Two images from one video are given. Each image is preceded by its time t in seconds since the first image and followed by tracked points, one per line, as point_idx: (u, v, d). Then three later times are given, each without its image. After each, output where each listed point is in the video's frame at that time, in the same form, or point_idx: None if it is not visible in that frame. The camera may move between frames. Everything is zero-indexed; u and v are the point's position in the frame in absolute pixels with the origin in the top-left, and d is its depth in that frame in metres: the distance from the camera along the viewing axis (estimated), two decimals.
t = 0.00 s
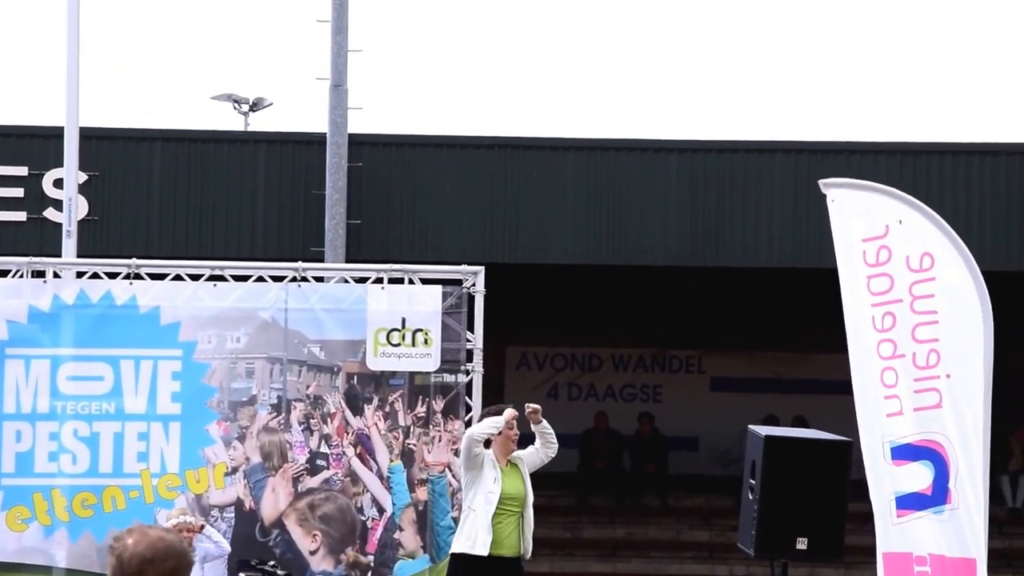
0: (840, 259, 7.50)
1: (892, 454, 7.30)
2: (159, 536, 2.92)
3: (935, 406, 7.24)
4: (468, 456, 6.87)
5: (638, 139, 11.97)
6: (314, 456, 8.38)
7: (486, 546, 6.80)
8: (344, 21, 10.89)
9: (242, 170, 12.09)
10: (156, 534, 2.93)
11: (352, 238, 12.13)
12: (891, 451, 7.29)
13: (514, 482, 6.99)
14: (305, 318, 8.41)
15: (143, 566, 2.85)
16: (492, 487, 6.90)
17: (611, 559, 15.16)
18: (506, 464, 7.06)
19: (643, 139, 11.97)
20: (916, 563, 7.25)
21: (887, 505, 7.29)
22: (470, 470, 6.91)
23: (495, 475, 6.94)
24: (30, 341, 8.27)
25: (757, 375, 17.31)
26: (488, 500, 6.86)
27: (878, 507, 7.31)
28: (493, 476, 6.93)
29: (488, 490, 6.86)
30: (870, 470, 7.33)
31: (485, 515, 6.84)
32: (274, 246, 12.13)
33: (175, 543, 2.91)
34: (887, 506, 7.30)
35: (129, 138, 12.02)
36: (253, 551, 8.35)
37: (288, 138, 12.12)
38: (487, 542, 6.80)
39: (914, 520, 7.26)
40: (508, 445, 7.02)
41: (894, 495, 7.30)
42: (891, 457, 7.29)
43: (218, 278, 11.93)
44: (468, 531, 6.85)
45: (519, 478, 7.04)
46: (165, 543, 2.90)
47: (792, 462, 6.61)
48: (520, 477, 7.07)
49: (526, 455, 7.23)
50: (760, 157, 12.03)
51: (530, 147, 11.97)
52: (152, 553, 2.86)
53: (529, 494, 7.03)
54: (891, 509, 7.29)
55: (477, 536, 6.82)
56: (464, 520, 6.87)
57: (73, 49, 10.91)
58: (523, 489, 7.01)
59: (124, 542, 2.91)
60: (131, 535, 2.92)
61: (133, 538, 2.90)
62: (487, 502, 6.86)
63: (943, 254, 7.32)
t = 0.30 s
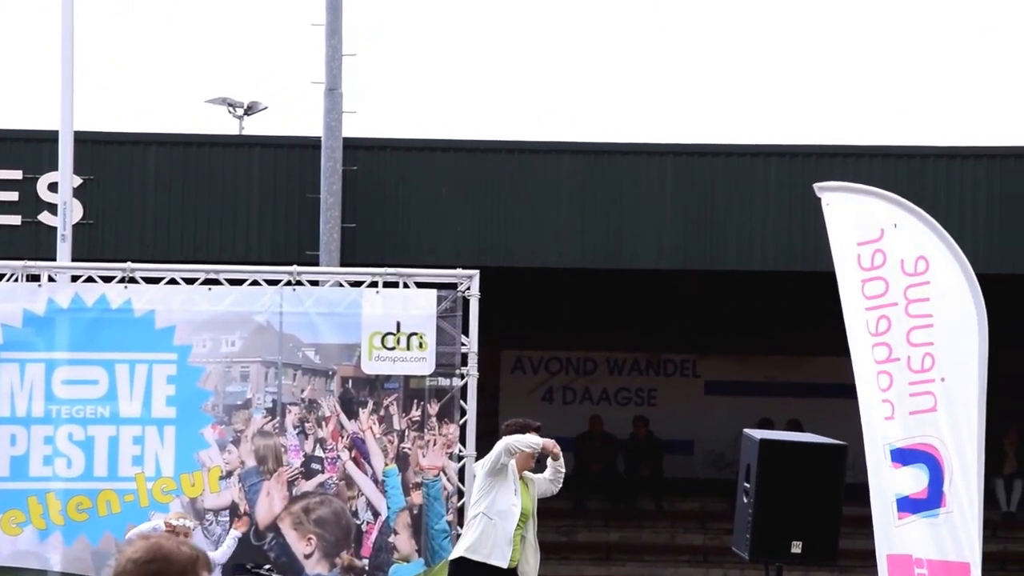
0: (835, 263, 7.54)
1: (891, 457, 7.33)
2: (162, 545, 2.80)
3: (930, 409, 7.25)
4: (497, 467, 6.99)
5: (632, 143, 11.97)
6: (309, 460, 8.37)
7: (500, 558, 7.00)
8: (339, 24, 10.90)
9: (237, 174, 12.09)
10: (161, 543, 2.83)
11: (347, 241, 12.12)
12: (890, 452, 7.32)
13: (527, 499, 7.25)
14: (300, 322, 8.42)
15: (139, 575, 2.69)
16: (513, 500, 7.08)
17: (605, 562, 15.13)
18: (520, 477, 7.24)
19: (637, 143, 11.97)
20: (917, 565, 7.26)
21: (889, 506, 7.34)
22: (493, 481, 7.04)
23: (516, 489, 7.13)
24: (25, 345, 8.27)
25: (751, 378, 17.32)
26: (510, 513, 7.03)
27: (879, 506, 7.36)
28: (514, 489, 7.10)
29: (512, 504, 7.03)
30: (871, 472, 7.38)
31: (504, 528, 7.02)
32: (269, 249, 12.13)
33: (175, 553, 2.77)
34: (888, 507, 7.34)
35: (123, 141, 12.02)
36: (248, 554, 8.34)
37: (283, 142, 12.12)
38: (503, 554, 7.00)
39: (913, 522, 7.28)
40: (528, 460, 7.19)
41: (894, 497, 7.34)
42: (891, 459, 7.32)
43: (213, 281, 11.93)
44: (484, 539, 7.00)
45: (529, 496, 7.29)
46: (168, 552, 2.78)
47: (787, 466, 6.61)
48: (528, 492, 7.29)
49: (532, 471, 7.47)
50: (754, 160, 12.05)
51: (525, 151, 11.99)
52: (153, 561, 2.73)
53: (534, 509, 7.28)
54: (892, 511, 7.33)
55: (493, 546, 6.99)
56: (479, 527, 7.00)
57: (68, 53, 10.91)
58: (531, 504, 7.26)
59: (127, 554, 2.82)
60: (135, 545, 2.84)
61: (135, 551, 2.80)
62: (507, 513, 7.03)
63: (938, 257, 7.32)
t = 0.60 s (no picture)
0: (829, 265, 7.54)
1: (883, 461, 7.35)
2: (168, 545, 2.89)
3: (925, 411, 7.27)
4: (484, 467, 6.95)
5: (627, 145, 11.98)
6: (304, 462, 8.37)
7: (492, 557, 6.99)
8: (334, 26, 10.90)
9: (232, 177, 12.09)
10: (167, 544, 2.91)
11: (342, 243, 12.12)
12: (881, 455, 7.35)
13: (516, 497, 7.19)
14: (295, 324, 8.42)
15: (143, 567, 2.82)
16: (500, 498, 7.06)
17: (600, 564, 15.14)
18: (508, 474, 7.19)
19: (631, 145, 11.98)
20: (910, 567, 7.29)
21: (883, 507, 7.35)
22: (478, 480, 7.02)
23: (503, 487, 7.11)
24: (19, 348, 8.27)
25: (746, 381, 17.31)
26: (498, 512, 7.01)
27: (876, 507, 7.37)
28: (501, 487, 7.09)
29: (499, 502, 7.01)
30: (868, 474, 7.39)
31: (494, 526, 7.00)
32: (264, 252, 12.13)
33: (176, 549, 2.86)
34: (886, 508, 7.35)
35: (118, 143, 12.02)
36: (242, 556, 8.34)
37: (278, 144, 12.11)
38: (494, 552, 7.00)
39: (910, 524, 7.29)
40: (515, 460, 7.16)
41: (891, 499, 7.35)
42: (883, 461, 7.35)
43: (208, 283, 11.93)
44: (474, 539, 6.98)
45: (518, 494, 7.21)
46: (171, 549, 2.87)
47: (781, 468, 6.62)
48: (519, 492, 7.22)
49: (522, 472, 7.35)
50: (748, 162, 12.07)
51: (519, 153, 12.00)
52: (156, 557, 2.84)
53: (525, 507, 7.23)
54: (889, 512, 7.34)
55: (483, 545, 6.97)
56: (468, 528, 6.97)
57: (62, 55, 10.90)
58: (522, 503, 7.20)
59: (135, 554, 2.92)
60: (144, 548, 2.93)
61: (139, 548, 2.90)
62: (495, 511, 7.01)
63: (933, 259, 7.34)
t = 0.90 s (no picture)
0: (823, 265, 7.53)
1: (870, 461, 7.34)
2: (182, 542, 2.83)
3: (919, 411, 7.28)
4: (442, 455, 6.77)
5: (622, 145, 11.99)
6: (299, 462, 8.38)
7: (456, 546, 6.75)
8: (329, 27, 10.90)
9: (227, 177, 12.08)
10: (181, 542, 2.84)
11: (337, 244, 12.11)
12: (868, 457, 7.34)
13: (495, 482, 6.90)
14: (290, 324, 8.43)
15: (161, 570, 2.76)
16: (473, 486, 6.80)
17: (595, 564, 15.15)
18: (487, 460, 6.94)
19: (627, 145, 11.99)
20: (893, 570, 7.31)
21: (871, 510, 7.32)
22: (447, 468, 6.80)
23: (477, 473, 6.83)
24: (14, 348, 8.27)
25: (741, 381, 17.35)
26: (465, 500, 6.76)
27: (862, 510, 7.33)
28: (474, 475, 6.82)
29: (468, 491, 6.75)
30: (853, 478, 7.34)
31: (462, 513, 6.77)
32: (259, 253, 12.11)
33: (195, 551, 2.80)
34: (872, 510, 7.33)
35: (113, 144, 12.01)
36: (237, 556, 8.34)
37: (273, 145, 12.10)
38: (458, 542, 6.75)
39: (899, 525, 7.30)
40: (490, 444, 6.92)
41: (877, 501, 7.33)
42: (870, 464, 7.33)
43: (204, 284, 11.92)
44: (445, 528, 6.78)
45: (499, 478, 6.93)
46: (189, 551, 2.80)
47: (775, 468, 6.63)
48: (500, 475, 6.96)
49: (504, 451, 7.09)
50: (744, 162, 12.08)
51: (515, 153, 12.00)
52: (174, 559, 2.77)
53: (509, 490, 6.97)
54: (875, 514, 7.32)
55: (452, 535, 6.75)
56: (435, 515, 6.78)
57: (57, 55, 10.89)
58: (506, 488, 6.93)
59: (147, 549, 2.84)
60: (156, 545, 2.85)
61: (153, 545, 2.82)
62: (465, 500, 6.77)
63: (927, 259, 7.38)
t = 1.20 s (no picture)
0: (817, 263, 7.54)
1: (858, 460, 7.35)
2: (180, 546, 2.91)
3: (914, 408, 7.29)
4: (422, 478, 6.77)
5: (617, 143, 11.99)
6: (295, 461, 8.38)
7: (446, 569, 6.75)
8: (323, 25, 10.90)
9: (222, 175, 12.08)
10: (177, 544, 2.93)
11: (333, 242, 12.11)
12: (856, 457, 7.35)
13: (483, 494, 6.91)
14: (286, 323, 8.43)
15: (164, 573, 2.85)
16: (456, 505, 6.82)
17: (592, 563, 15.19)
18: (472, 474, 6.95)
19: (622, 143, 11.99)
20: (886, 568, 7.31)
21: (856, 509, 7.35)
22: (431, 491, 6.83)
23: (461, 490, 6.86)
24: (9, 347, 8.27)
25: (736, 378, 17.35)
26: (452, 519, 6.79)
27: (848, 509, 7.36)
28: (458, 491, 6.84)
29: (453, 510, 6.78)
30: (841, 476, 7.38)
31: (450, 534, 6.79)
32: (254, 251, 12.11)
33: (196, 553, 2.90)
34: (858, 510, 7.35)
35: (107, 143, 12.00)
36: (232, 555, 8.35)
37: (267, 143, 12.10)
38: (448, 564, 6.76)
39: (887, 523, 7.32)
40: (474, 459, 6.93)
41: (863, 501, 7.35)
42: (858, 462, 7.34)
43: (199, 283, 11.93)
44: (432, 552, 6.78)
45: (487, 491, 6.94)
46: (188, 553, 2.90)
47: (771, 466, 6.64)
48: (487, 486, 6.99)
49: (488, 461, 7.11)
50: (738, 160, 12.09)
51: (510, 152, 12.02)
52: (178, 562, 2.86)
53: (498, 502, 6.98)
54: (861, 513, 7.35)
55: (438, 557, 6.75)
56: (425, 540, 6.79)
57: (52, 54, 10.89)
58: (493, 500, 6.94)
59: (144, 552, 2.92)
60: (151, 547, 2.93)
61: (152, 549, 2.91)
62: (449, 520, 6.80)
63: (922, 257, 7.41)
